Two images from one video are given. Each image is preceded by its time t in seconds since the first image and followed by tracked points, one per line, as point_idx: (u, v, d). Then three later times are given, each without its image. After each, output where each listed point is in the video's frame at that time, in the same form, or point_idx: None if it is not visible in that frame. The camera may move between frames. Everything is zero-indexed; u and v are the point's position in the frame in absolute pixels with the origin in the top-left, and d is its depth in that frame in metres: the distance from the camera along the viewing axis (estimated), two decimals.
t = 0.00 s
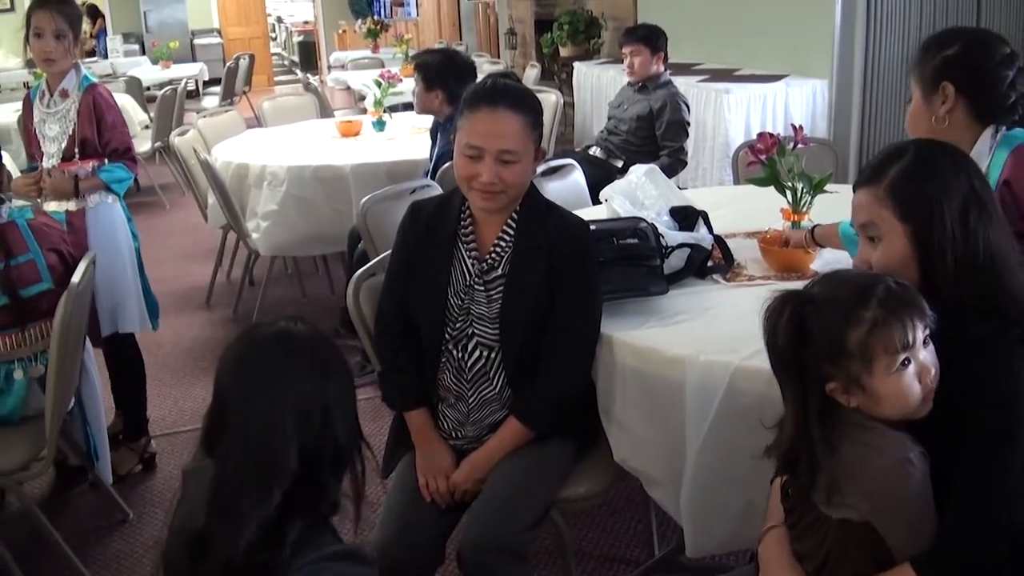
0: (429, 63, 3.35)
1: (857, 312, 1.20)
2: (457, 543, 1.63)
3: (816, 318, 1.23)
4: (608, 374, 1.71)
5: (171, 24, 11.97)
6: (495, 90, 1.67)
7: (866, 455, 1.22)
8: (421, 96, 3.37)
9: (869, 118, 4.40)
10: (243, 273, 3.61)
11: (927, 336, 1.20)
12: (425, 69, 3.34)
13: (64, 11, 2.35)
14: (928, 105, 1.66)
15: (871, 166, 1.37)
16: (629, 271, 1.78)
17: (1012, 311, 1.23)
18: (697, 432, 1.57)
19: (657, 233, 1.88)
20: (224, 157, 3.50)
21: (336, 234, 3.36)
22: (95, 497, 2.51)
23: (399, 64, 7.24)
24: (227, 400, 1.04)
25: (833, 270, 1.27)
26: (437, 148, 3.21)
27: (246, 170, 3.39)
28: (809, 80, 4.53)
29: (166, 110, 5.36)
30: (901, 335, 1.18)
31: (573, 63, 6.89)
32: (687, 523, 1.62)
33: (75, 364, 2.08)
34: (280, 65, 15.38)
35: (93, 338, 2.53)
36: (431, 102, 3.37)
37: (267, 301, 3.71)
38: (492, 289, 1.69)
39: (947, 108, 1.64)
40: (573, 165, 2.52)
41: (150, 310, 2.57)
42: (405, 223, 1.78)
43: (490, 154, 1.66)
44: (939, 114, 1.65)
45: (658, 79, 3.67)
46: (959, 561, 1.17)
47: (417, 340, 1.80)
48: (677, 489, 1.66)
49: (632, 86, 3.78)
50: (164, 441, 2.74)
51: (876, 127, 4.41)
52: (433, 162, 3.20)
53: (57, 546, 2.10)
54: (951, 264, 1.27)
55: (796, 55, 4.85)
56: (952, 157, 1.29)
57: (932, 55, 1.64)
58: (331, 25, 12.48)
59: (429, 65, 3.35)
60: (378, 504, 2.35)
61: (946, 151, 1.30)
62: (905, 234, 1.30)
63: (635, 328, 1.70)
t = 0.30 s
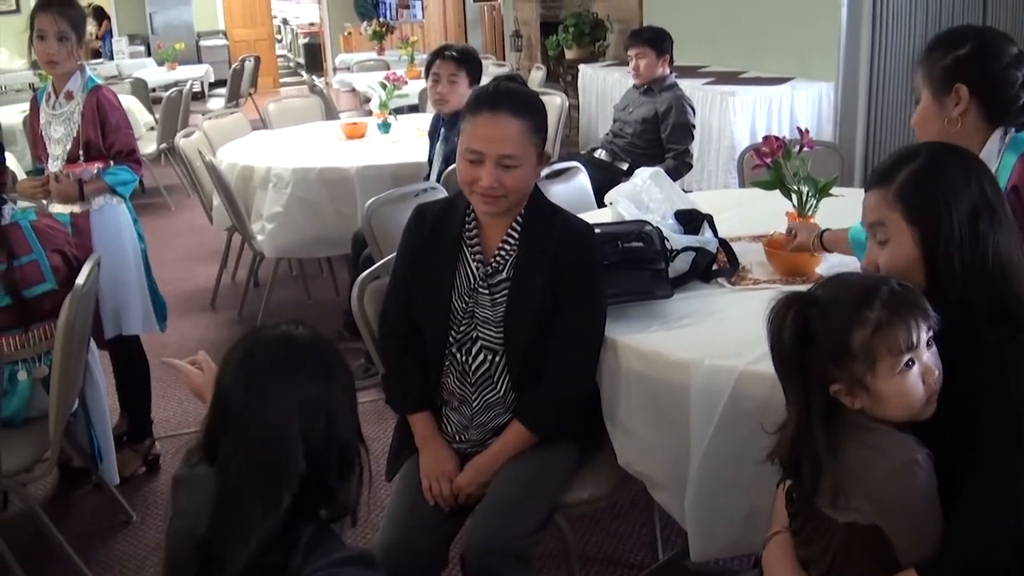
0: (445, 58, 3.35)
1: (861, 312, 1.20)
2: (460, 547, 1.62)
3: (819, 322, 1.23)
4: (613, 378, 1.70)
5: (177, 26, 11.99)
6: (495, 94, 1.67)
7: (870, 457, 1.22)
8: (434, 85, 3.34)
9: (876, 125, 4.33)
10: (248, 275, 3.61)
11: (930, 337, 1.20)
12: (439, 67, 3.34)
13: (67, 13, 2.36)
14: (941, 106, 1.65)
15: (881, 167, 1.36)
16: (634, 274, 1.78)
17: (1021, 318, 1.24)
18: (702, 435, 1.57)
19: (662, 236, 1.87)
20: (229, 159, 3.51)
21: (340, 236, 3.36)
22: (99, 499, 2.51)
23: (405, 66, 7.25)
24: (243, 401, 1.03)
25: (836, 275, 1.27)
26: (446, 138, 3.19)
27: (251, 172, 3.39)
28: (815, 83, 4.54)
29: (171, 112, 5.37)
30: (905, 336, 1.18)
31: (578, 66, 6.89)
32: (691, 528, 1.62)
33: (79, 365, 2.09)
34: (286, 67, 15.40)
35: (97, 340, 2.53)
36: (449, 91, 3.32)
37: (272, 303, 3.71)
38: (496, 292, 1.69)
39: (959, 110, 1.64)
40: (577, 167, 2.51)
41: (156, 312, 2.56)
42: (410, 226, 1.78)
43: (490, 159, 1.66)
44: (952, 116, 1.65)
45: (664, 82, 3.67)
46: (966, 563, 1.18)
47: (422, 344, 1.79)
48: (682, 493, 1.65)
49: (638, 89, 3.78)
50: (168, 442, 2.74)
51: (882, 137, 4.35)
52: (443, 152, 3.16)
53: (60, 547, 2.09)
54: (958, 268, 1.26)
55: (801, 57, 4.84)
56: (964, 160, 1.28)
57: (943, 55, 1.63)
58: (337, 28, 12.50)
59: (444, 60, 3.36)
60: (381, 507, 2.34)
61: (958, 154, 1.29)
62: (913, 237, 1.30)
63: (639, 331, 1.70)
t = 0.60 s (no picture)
0: (458, 52, 3.38)
1: (862, 323, 1.20)
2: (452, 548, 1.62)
3: (819, 333, 1.24)
4: (612, 384, 1.70)
5: (187, 17, 11.98)
6: (499, 97, 1.67)
7: (866, 470, 1.21)
8: (446, 76, 3.36)
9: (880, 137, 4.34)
10: (250, 268, 3.61)
11: (928, 353, 1.21)
12: (451, 60, 3.36)
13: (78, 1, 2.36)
14: (989, 119, 1.64)
15: (892, 179, 1.36)
16: (638, 281, 1.77)
17: None
18: (699, 444, 1.56)
19: (665, 244, 1.88)
20: (235, 152, 3.51)
21: (342, 233, 3.36)
22: (94, 487, 2.51)
23: (413, 65, 7.25)
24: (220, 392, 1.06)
25: (835, 288, 1.28)
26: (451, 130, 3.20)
27: (256, 166, 3.40)
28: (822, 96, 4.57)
29: (178, 102, 5.36)
30: (905, 348, 1.18)
31: (587, 70, 6.89)
32: (684, 536, 1.61)
33: (78, 353, 2.09)
34: (295, 61, 15.41)
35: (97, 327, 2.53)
36: (461, 82, 3.34)
37: (272, 297, 3.71)
38: (498, 294, 1.69)
39: (1004, 117, 1.63)
40: (582, 172, 2.51)
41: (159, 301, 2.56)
42: (414, 225, 1.78)
43: (491, 161, 1.66)
44: (999, 131, 1.65)
45: (671, 90, 3.67)
46: None
47: (422, 343, 1.79)
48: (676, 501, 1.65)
49: (645, 96, 3.78)
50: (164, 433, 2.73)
51: (886, 149, 4.33)
52: (449, 142, 3.16)
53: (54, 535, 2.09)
54: (962, 283, 1.26)
55: (810, 70, 4.84)
56: (975, 179, 1.28)
57: (988, 66, 1.62)
58: (346, 24, 12.50)
59: (457, 53, 3.39)
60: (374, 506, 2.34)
61: (970, 171, 1.29)
62: (919, 250, 1.30)
63: (640, 338, 1.70)
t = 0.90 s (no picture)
0: (460, 54, 3.37)
1: (869, 334, 1.20)
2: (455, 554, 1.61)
3: (827, 345, 1.23)
4: (618, 389, 1.70)
5: (194, 16, 11.99)
6: (506, 101, 1.66)
7: (873, 484, 1.20)
8: (447, 78, 3.34)
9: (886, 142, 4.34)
10: (254, 269, 3.60)
11: (935, 364, 1.20)
12: (452, 61, 3.36)
13: None
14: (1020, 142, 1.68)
15: (901, 189, 1.36)
16: (645, 288, 1.77)
17: None
18: (704, 451, 1.56)
19: (672, 251, 1.87)
20: (241, 152, 3.51)
21: (348, 234, 3.35)
22: (95, 484, 2.50)
23: (420, 68, 7.25)
24: (230, 392, 1.06)
25: (844, 298, 1.27)
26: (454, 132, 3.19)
27: (262, 166, 3.40)
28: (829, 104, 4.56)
29: (185, 102, 5.36)
30: (913, 361, 1.18)
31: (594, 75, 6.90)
32: (688, 544, 1.61)
33: (82, 350, 2.08)
34: (301, 63, 15.41)
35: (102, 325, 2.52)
36: (462, 82, 3.31)
37: (276, 297, 3.70)
38: (505, 299, 1.68)
39: None
40: (589, 177, 2.50)
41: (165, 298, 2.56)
42: (421, 229, 1.77)
43: (498, 166, 1.66)
44: None
45: (679, 96, 3.66)
46: None
47: (429, 346, 1.79)
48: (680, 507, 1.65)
49: (652, 102, 3.77)
50: (166, 432, 2.73)
51: (892, 154, 4.33)
52: (451, 142, 3.18)
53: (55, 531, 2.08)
54: (970, 293, 1.26)
55: (816, 78, 4.84)
56: (986, 193, 1.27)
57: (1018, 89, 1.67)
58: (353, 26, 12.51)
59: (459, 56, 3.38)
60: (376, 507, 2.34)
61: (980, 184, 1.29)
62: (926, 262, 1.30)
63: (645, 345, 1.69)
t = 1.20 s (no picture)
0: (443, 61, 3.18)
1: (879, 339, 1.19)
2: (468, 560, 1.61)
3: (836, 350, 1.22)
4: (633, 395, 1.69)
5: (205, 20, 12.02)
6: (521, 109, 1.66)
7: (886, 491, 1.20)
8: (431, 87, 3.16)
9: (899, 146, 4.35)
10: (266, 273, 3.61)
11: (946, 370, 1.20)
12: (436, 71, 3.16)
13: (105, 4, 2.35)
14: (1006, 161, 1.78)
15: (922, 193, 1.34)
16: (659, 293, 1.76)
17: None
18: (718, 458, 1.55)
19: (686, 256, 1.87)
20: (253, 156, 3.51)
21: (360, 239, 3.35)
22: (107, 488, 2.50)
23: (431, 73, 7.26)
24: (256, 396, 1.06)
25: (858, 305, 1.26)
26: (446, 140, 3.11)
27: (274, 171, 3.40)
28: (841, 108, 4.53)
29: (196, 106, 5.38)
30: (923, 366, 1.17)
31: (604, 80, 6.90)
32: (702, 550, 1.60)
33: (95, 355, 2.08)
34: (311, 66, 15.44)
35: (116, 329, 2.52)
36: (447, 91, 3.13)
37: (288, 302, 3.71)
38: (518, 304, 1.68)
39: (1018, 160, 1.78)
40: (602, 182, 2.50)
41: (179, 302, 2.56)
42: (434, 233, 1.77)
43: (511, 173, 1.65)
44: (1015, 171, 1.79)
45: (691, 101, 3.66)
46: None
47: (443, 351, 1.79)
48: (694, 513, 1.65)
49: (664, 107, 3.77)
50: (179, 436, 2.73)
51: (905, 160, 4.33)
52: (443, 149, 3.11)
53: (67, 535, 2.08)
54: (989, 304, 1.26)
55: (828, 83, 4.83)
56: (1006, 201, 1.27)
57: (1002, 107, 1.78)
58: (363, 31, 12.54)
59: (443, 64, 3.18)
60: (388, 513, 2.33)
61: (1000, 191, 1.28)
62: (946, 264, 1.28)
63: (659, 351, 1.69)
